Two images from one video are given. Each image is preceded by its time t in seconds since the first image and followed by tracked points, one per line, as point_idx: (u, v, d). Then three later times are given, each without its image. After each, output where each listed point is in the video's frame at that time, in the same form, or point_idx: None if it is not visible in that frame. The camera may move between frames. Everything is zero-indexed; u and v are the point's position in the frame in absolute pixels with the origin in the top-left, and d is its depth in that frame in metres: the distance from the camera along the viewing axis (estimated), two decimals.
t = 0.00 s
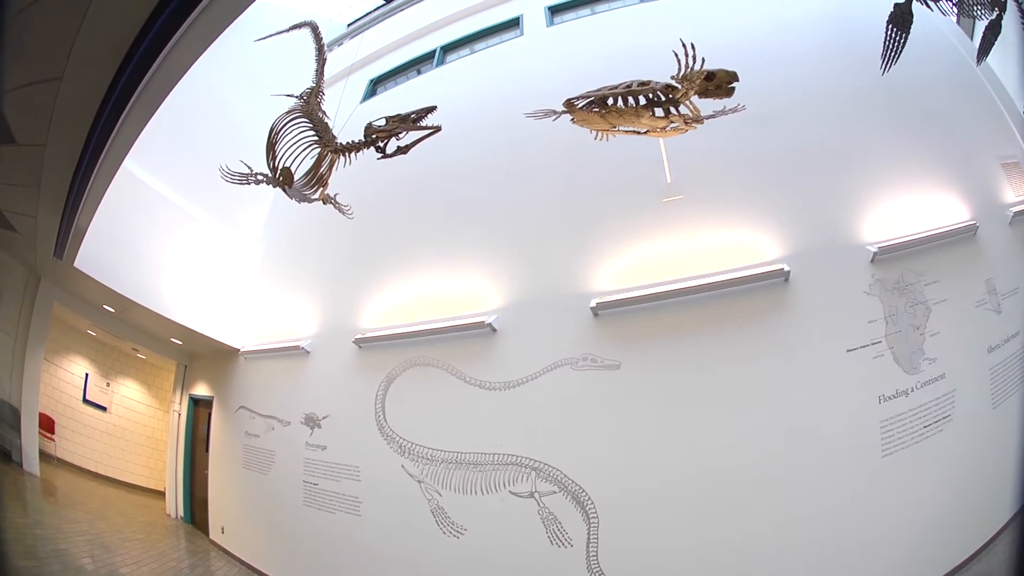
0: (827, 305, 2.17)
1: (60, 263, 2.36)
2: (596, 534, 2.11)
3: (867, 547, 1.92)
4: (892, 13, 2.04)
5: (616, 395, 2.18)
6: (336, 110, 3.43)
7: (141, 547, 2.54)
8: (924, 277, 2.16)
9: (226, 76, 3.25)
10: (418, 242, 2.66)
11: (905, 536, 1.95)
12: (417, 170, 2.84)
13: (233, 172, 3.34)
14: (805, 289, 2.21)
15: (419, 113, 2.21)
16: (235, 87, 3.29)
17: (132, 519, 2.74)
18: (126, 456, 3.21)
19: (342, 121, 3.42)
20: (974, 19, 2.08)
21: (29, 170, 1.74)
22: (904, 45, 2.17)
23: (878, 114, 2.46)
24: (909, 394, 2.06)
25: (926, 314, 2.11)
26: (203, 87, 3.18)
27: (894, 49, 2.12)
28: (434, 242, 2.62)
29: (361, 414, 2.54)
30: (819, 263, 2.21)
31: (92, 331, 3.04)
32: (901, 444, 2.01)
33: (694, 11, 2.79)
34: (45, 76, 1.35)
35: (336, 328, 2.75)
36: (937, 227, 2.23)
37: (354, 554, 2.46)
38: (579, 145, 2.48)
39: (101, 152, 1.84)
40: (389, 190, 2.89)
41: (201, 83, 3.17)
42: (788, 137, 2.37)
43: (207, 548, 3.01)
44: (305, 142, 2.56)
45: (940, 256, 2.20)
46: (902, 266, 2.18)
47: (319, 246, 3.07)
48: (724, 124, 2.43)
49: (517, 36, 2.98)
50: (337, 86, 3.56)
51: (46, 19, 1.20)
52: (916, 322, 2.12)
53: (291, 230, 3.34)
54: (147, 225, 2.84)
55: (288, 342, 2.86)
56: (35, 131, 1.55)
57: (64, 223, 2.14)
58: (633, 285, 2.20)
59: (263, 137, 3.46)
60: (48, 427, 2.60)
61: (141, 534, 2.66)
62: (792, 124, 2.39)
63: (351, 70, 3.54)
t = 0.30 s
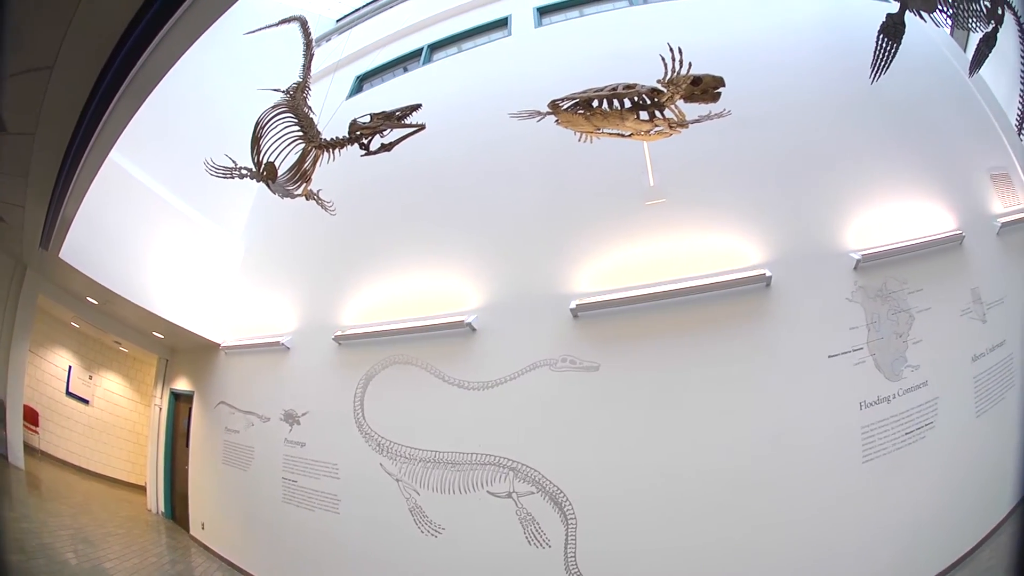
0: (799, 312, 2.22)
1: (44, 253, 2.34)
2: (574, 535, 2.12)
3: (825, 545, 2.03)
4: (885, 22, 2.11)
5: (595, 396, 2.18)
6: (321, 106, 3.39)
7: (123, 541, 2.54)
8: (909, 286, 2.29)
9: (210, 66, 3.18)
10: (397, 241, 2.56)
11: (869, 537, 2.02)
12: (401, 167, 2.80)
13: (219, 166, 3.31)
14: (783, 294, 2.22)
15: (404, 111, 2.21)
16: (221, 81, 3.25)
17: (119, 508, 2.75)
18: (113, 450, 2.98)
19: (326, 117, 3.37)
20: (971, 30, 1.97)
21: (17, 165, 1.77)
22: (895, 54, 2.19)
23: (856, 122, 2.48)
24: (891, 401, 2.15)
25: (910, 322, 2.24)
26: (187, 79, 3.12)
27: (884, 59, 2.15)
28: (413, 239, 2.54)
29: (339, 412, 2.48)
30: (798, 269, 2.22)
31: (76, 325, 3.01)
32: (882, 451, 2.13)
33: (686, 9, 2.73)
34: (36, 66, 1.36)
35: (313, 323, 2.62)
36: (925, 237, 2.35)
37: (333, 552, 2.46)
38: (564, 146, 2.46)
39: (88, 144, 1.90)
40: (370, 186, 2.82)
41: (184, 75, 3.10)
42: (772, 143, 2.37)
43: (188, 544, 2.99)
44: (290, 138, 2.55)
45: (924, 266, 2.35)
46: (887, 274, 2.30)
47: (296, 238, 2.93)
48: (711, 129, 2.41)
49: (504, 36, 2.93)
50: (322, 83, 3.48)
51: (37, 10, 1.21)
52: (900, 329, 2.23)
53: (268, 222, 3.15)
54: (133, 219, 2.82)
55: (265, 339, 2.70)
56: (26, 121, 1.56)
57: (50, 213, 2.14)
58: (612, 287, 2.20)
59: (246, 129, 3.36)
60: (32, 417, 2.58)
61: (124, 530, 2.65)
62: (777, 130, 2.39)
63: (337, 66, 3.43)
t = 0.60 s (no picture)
0: (778, 318, 2.22)
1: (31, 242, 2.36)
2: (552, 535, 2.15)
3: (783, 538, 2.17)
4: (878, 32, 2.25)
5: (574, 398, 2.17)
6: (305, 104, 3.22)
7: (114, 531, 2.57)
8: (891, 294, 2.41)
9: (193, 57, 3.10)
10: (376, 237, 2.47)
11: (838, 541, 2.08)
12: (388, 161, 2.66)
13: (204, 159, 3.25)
14: (762, 299, 2.22)
15: (389, 109, 2.19)
16: (205, 72, 3.18)
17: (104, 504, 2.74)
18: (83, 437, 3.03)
19: (310, 115, 3.24)
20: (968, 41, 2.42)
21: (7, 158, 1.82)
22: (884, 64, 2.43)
23: (839, 130, 2.47)
24: (873, 406, 2.29)
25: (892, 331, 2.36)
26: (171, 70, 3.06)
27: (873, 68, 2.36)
28: (390, 237, 2.46)
29: (318, 410, 2.42)
30: (778, 275, 2.22)
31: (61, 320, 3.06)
32: (861, 457, 2.25)
33: (673, 12, 2.70)
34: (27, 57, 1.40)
35: (289, 320, 2.53)
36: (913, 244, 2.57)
37: (311, 549, 2.45)
38: (546, 147, 2.42)
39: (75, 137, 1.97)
40: (349, 181, 2.70)
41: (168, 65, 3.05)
42: (757, 149, 2.36)
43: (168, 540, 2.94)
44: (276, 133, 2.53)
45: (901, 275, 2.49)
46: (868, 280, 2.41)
47: (272, 235, 2.83)
48: (696, 133, 2.39)
49: (492, 36, 2.88)
50: (307, 81, 3.29)
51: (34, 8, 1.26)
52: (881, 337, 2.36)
53: (248, 218, 3.11)
54: (117, 210, 2.79)
55: (244, 335, 2.62)
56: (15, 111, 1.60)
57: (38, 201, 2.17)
58: (593, 289, 2.18)
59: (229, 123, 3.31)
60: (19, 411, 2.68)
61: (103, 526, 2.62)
62: (761, 136, 2.39)
63: (323, 62, 3.27)
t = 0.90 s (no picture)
0: (761, 323, 2.23)
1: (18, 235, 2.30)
2: (531, 536, 2.16)
3: (758, 539, 2.21)
4: (867, 40, 2.22)
5: (554, 399, 2.17)
6: (291, 100, 3.11)
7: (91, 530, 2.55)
8: (875, 301, 2.43)
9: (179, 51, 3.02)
10: (359, 234, 2.45)
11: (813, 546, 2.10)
12: (372, 158, 2.62)
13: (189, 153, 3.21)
14: (744, 304, 2.23)
15: (375, 105, 2.18)
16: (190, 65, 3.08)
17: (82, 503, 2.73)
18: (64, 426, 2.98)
19: (295, 112, 3.08)
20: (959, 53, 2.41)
21: None
22: (872, 74, 2.36)
23: (824, 138, 2.48)
24: (854, 412, 2.33)
25: (875, 336, 2.38)
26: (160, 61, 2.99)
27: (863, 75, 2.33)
28: (373, 236, 2.43)
29: (298, 407, 2.40)
30: (760, 280, 2.23)
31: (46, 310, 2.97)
32: (842, 462, 2.31)
33: (662, 16, 2.69)
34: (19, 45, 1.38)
35: (271, 318, 2.51)
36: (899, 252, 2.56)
37: (292, 546, 2.45)
38: (532, 148, 2.40)
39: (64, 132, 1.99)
40: (335, 181, 2.64)
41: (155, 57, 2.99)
42: (741, 154, 2.37)
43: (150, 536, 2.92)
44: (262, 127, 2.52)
45: (885, 282, 2.50)
46: (853, 288, 2.42)
47: (256, 232, 2.80)
48: (681, 137, 2.38)
49: (480, 36, 2.84)
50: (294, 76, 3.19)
51: None
52: (864, 342, 2.38)
53: (233, 213, 3.07)
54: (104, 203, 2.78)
55: (226, 330, 2.60)
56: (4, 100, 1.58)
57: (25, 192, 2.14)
58: (574, 291, 2.18)
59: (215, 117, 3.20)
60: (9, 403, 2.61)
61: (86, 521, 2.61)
62: (746, 141, 2.39)
63: (309, 59, 3.18)
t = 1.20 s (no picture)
0: (742, 327, 2.24)
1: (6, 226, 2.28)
2: (510, 536, 2.15)
3: (737, 543, 2.22)
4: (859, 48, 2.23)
5: (534, 399, 2.17)
6: (279, 95, 3.09)
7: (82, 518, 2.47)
8: (859, 308, 2.44)
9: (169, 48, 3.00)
10: (343, 232, 2.45)
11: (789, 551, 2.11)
12: (357, 155, 2.61)
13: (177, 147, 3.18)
14: (727, 309, 2.23)
15: (362, 103, 2.18)
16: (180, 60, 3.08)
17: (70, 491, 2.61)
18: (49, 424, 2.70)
19: (281, 108, 3.02)
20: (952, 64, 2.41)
21: None
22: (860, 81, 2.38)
23: (809, 144, 2.48)
24: (837, 417, 2.34)
25: (858, 342, 2.39)
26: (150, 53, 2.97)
27: (852, 84, 2.31)
28: (357, 235, 2.42)
29: (279, 404, 2.40)
30: (742, 285, 2.24)
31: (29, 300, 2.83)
32: (823, 467, 2.32)
33: (651, 20, 2.69)
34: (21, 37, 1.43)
35: (254, 314, 2.50)
36: (883, 260, 2.57)
37: (272, 542, 2.45)
38: (517, 149, 2.39)
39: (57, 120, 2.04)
40: (320, 180, 2.61)
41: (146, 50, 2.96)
42: (727, 159, 2.37)
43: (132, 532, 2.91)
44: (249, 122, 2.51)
45: (868, 289, 2.50)
46: (836, 295, 2.43)
47: (240, 227, 2.78)
48: (667, 140, 2.38)
49: (470, 35, 2.83)
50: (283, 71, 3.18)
51: None
52: (846, 349, 2.39)
53: (218, 207, 3.04)
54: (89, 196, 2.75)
55: (209, 326, 2.59)
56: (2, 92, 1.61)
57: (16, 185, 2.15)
58: (556, 293, 2.18)
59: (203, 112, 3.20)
60: None
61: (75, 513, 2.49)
62: (732, 147, 2.40)
63: (298, 54, 3.15)
